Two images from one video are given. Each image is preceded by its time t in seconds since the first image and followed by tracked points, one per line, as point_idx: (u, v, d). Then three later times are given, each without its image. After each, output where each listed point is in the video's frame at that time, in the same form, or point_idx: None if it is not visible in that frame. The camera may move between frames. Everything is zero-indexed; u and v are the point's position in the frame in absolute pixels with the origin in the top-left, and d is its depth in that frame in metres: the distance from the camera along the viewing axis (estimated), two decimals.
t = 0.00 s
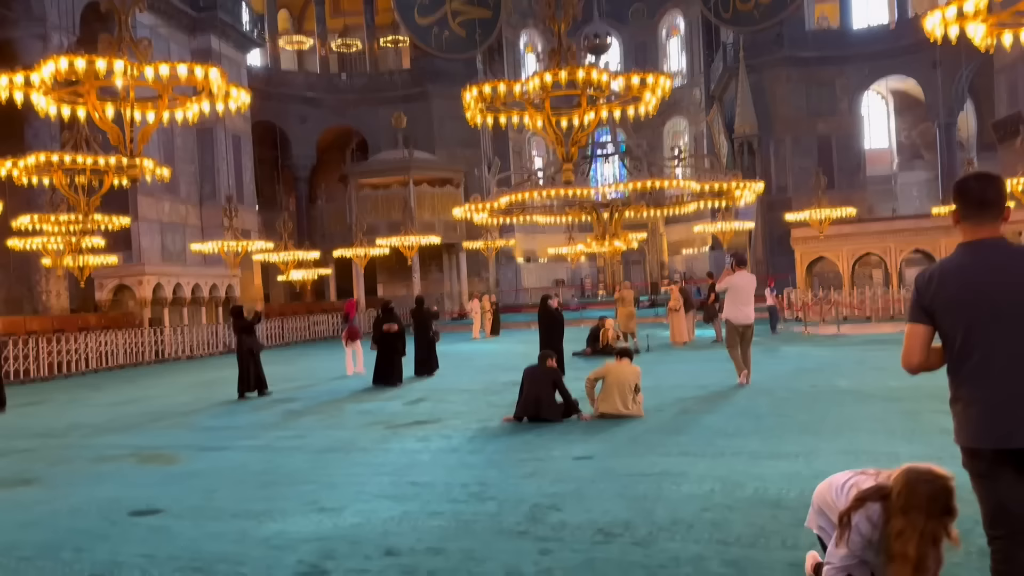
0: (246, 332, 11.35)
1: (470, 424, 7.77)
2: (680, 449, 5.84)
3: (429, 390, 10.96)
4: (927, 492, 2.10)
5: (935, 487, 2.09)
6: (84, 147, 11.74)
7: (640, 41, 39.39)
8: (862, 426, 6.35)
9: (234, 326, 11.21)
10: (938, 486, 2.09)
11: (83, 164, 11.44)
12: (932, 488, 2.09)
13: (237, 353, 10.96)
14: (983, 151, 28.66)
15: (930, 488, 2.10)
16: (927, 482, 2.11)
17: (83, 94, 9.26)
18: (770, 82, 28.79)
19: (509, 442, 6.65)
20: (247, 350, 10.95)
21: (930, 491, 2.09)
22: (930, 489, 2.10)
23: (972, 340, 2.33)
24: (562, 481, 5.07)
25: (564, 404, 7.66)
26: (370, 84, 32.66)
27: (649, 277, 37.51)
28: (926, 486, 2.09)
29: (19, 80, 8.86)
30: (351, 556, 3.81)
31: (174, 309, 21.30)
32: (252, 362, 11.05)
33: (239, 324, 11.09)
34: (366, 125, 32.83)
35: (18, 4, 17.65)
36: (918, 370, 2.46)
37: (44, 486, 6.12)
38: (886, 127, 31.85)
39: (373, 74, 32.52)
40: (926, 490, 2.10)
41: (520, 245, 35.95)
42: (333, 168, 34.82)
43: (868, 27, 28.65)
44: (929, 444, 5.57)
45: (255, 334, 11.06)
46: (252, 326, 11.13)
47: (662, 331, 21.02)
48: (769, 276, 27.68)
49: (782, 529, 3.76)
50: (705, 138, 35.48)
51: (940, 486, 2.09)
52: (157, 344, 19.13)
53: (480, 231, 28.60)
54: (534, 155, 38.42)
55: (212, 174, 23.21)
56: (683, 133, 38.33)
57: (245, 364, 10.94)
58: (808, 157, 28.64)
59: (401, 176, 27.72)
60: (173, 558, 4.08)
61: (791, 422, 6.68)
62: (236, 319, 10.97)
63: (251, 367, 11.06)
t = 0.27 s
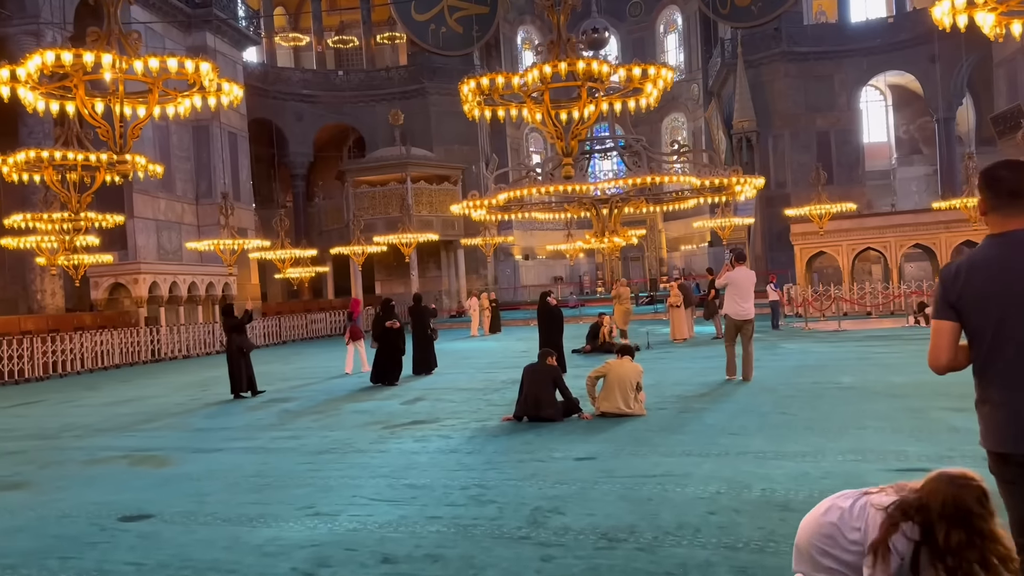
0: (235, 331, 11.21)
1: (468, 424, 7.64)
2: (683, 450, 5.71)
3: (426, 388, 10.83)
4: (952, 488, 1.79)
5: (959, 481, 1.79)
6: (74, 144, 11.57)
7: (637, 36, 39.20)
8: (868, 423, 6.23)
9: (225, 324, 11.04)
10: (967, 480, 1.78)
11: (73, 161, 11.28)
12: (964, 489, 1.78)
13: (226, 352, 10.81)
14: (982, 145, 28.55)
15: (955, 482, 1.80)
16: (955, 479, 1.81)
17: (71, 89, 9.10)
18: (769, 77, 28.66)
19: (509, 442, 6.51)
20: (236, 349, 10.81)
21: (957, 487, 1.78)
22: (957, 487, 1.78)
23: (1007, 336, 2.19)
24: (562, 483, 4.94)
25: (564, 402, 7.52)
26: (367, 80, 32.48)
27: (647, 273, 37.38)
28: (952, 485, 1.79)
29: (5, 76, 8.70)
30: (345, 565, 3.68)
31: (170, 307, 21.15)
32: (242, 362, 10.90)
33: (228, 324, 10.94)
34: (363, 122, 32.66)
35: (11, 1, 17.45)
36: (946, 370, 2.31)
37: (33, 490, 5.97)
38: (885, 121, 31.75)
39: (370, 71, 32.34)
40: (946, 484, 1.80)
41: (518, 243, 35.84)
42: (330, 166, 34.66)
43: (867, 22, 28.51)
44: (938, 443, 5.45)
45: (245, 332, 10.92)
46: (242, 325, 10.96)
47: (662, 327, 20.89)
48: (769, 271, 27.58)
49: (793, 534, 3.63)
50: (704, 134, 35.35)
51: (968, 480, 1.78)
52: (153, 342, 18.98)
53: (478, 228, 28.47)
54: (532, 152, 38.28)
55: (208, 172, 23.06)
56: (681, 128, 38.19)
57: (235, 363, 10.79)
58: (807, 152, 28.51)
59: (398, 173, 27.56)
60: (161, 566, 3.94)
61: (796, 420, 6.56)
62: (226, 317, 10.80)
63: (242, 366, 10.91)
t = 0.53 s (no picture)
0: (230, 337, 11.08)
1: (468, 430, 7.52)
2: (689, 457, 5.59)
3: (425, 393, 10.70)
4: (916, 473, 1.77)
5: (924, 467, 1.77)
6: (69, 149, 11.46)
7: (635, 38, 39.16)
8: (876, 429, 6.11)
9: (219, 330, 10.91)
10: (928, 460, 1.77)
11: (67, 166, 11.16)
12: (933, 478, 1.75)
13: (220, 358, 10.68)
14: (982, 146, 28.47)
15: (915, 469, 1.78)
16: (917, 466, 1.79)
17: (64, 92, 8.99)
18: (768, 79, 28.59)
19: (510, 449, 6.40)
20: (231, 355, 10.69)
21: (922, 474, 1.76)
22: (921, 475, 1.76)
23: None
24: (565, 493, 4.82)
25: (566, 409, 7.40)
26: (365, 84, 32.40)
27: (647, 276, 37.30)
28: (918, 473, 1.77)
29: None
30: None
31: (169, 312, 21.03)
32: (237, 368, 10.78)
33: (222, 329, 10.82)
34: (362, 126, 32.56)
35: (8, 6, 17.37)
36: (975, 382, 2.30)
37: (24, 501, 5.84)
38: (884, 123, 31.69)
39: (368, 75, 32.26)
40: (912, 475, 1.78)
41: (517, 246, 35.74)
42: (329, 169, 34.57)
43: (865, 23, 28.45)
44: (949, 450, 5.33)
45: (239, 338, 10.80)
46: (237, 331, 10.83)
47: (662, 330, 20.78)
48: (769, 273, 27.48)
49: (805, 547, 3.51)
50: (703, 135, 35.27)
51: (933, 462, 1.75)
52: (151, 348, 18.86)
53: (477, 231, 28.35)
54: (531, 155, 38.21)
55: (206, 176, 22.94)
56: (680, 131, 38.13)
57: (229, 369, 10.67)
58: (807, 153, 28.42)
59: (397, 177, 27.46)
60: None
61: (802, 427, 6.44)
62: (221, 323, 10.67)
63: (236, 373, 10.79)
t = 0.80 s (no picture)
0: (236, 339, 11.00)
1: (479, 433, 7.43)
2: (705, 460, 5.49)
3: (434, 396, 10.63)
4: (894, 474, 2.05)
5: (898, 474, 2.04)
6: (76, 151, 11.43)
7: (642, 38, 39.05)
8: (895, 431, 5.98)
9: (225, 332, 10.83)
10: (896, 464, 2.02)
11: (74, 167, 11.13)
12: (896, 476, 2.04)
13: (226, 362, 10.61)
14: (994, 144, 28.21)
15: (880, 474, 2.04)
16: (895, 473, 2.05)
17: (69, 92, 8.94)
18: (776, 78, 28.42)
19: (522, 452, 6.30)
20: (237, 357, 10.63)
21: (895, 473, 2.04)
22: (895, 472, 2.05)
23: None
24: (580, 498, 4.73)
25: (577, 411, 7.31)
26: (372, 86, 32.36)
27: (655, 276, 37.15)
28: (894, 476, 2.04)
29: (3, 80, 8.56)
30: None
31: (176, 315, 21.03)
32: (243, 370, 10.72)
33: (228, 332, 10.76)
34: (368, 127, 32.52)
35: (16, 9, 17.42)
36: None
37: (32, 507, 5.78)
38: (893, 121, 31.48)
39: (375, 76, 32.23)
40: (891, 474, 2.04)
41: (524, 247, 35.63)
42: (336, 171, 34.57)
43: (874, 21, 28.26)
44: (971, 452, 5.20)
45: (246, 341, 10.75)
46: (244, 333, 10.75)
47: (671, 331, 20.67)
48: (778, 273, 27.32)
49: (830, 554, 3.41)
50: (710, 135, 35.13)
51: (901, 468, 1.99)
52: (159, 351, 18.85)
53: (485, 232, 28.25)
54: (537, 155, 38.13)
55: (213, 178, 22.92)
56: (687, 130, 37.99)
57: (236, 372, 10.62)
58: (815, 152, 28.25)
59: (404, 178, 27.40)
60: None
61: (819, 429, 6.32)
62: (227, 326, 10.60)
63: (242, 375, 10.73)
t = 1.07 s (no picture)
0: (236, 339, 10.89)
1: (487, 434, 7.31)
2: (720, 461, 5.38)
3: (440, 396, 10.51)
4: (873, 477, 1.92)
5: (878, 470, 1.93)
6: (76, 148, 11.32)
7: (644, 35, 38.91)
8: (912, 430, 5.84)
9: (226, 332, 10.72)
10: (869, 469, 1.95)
11: (75, 165, 11.02)
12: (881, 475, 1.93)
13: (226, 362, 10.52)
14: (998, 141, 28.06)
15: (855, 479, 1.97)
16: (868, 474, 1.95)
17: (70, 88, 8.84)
18: (779, 76, 28.27)
19: (532, 453, 6.19)
20: (238, 359, 10.52)
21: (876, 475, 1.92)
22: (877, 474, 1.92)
23: None
24: (595, 501, 4.61)
25: (587, 411, 7.20)
26: (373, 84, 32.24)
27: (657, 275, 37.03)
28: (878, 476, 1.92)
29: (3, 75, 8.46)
30: None
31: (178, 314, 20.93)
32: (244, 371, 10.61)
33: (229, 333, 10.64)
34: (370, 125, 32.40)
35: (15, 8, 17.32)
36: None
37: (33, 511, 5.67)
38: (897, 118, 31.35)
39: (376, 75, 32.10)
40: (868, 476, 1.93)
41: (526, 245, 35.51)
42: (337, 170, 34.48)
43: (877, 18, 28.11)
44: (993, 450, 5.06)
45: (247, 341, 10.64)
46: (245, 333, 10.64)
47: (676, 330, 20.56)
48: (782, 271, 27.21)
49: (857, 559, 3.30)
50: (713, 133, 35.00)
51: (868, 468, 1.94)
52: (161, 351, 18.76)
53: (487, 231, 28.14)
54: (539, 154, 38.01)
55: (215, 176, 22.82)
56: (690, 128, 37.85)
57: (237, 373, 10.50)
58: (818, 150, 28.11)
59: (406, 176, 27.29)
60: None
61: (834, 429, 6.19)
62: (227, 326, 10.49)
63: (243, 376, 10.62)
